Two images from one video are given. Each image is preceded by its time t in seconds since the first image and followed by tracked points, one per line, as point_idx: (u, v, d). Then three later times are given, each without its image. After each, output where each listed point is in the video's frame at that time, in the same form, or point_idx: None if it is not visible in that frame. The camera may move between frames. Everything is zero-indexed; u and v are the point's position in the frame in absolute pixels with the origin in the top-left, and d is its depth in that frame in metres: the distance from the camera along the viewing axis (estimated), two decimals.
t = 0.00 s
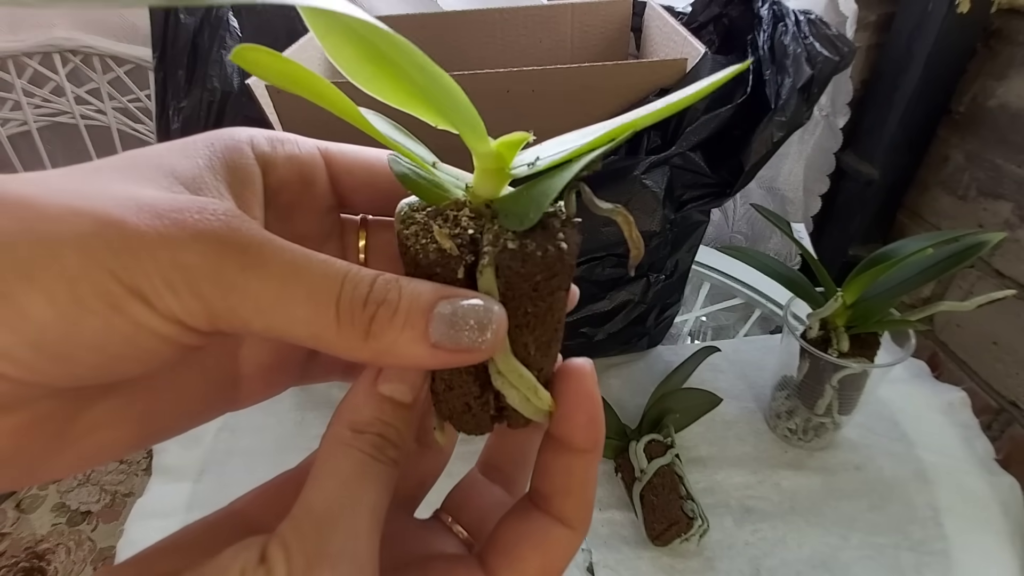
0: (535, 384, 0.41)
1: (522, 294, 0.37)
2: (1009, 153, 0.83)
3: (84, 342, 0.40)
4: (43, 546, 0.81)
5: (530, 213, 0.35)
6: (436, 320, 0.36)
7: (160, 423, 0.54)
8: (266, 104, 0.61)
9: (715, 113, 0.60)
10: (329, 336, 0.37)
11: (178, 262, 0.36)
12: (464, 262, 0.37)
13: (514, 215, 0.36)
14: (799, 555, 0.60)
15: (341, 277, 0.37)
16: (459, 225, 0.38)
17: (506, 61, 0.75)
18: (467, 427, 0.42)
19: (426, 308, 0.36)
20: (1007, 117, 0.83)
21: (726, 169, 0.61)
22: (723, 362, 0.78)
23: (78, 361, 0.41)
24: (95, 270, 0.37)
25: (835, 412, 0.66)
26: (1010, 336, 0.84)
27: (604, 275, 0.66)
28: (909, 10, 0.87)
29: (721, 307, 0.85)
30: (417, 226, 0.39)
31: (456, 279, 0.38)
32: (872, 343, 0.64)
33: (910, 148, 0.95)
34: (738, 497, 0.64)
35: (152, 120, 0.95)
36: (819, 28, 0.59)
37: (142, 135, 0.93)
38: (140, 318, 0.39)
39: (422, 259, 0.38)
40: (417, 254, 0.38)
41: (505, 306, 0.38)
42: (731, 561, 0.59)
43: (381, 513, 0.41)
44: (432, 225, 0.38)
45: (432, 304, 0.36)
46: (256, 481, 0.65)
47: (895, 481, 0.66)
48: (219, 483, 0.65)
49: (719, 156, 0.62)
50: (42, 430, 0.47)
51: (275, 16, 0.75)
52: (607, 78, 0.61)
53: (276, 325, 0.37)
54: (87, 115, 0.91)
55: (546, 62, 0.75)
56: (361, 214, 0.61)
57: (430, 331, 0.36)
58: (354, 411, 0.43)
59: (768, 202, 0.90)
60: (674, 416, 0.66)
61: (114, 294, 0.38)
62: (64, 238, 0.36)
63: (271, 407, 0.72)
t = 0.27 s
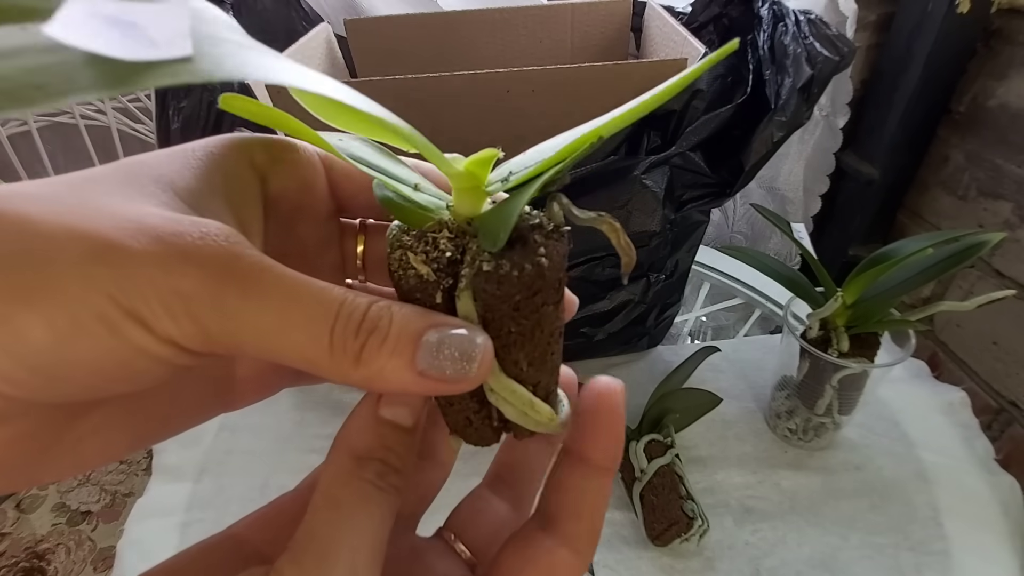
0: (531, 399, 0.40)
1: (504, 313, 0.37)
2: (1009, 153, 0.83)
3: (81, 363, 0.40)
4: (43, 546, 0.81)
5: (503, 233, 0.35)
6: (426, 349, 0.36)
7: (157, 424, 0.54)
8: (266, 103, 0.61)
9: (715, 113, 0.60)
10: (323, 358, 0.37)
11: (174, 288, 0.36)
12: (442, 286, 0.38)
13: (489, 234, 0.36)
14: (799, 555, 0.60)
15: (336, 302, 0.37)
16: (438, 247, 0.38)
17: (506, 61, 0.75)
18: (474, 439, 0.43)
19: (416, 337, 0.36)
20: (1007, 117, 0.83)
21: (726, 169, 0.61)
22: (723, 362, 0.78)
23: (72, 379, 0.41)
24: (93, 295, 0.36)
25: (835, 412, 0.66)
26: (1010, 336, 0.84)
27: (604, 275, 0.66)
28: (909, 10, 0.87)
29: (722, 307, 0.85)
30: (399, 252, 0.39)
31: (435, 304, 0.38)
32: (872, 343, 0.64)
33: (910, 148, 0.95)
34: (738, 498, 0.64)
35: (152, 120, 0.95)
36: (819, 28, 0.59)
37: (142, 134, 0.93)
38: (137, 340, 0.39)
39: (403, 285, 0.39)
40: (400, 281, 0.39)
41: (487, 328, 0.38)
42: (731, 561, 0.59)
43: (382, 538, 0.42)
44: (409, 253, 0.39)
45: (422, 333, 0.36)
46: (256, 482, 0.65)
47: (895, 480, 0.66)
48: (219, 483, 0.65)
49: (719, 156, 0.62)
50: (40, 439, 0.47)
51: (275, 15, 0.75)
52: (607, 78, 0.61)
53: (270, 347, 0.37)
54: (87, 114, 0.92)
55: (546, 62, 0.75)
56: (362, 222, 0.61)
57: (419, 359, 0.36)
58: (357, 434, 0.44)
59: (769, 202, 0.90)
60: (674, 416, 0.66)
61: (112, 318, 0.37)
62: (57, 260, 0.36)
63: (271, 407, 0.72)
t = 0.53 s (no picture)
0: (526, 386, 0.39)
1: (495, 326, 0.38)
2: (1009, 153, 0.83)
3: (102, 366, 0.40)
4: (43, 546, 0.81)
5: (487, 261, 0.34)
6: (424, 359, 0.37)
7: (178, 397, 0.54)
8: (266, 104, 0.61)
9: (715, 113, 0.60)
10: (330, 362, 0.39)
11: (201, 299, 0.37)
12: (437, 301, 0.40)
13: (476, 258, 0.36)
14: (799, 555, 0.60)
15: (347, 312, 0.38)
16: (429, 262, 0.39)
17: (506, 61, 0.75)
18: (478, 408, 0.44)
19: (415, 348, 0.38)
20: (1007, 117, 0.83)
21: (726, 169, 0.61)
22: (723, 362, 0.78)
23: (95, 378, 0.41)
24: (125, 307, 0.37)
25: (835, 412, 0.66)
26: (1010, 336, 0.84)
27: (604, 275, 0.66)
28: (909, 10, 0.87)
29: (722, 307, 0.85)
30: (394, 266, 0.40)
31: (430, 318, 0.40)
32: (872, 343, 0.64)
33: (909, 148, 0.95)
34: (738, 498, 0.64)
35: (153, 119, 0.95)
36: (819, 28, 0.59)
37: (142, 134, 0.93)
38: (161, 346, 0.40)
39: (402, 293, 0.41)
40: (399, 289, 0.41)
41: (480, 340, 0.38)
42: (731, 561, 0.59)
43: None
44: (402, 273, 0.40)
45: (420, 343, 0.38)
46: (256, 482, 0.65)
47: (895, 480, 0.66)
48: (219, 483, 0.64)
49: (719, 156, 0.62)
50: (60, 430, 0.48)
51: (275, 15, 0.74)
52: (607, 78, 0.60)
53: (285, 352, 0.39)
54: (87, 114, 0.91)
55: (546, 62, 0.75)
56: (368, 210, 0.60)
57: (417, 367, 0.38)
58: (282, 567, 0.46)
59: (768, 202, 0.91)
60: (674, 416, 0.66)
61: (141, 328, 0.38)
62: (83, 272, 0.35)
63: (271, 407, 0.72)
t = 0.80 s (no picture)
0: (545, 363, 0.38)
1: (512, 316, 0.37)
2: (1008, 153, 0.83)
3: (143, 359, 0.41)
4: (43, 546, 0.81)
5: (499, 262, 0.33)
6: (441, 349, 0.38)
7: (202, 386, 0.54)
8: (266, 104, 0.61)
9: (715, 113, 0.60)
10: (352, 351, 0.40)
11: (229, 298, 0.38)
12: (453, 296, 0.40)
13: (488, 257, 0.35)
14: (799, 555, 0.60)
15: (369, 305, 0.39)
16: (445, 256, 0.38)
17: (505, 61, 0.75)
18: (499, 379, 0.43)
19: (434, 341, 0.38)
20: (1007, 117, 0.83)
21: (726, 169, 0.62)
22: (723, 362, 0.78)
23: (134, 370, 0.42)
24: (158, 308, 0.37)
25: (835, 412, 0.66)
26: (1010, 336, 0.84)
27: (604, 275, 0.66)
28: (909, 11, 0.87)
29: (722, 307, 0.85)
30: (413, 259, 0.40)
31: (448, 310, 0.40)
32: (872, 343, 0.64)
33: (910, 148, 0.95)
34: (738, 498, 0.64)
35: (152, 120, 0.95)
36: (819, 28, 0.59)
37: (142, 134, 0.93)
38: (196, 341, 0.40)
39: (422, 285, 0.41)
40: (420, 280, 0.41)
41: (498, 329, 0.38)
42: (730, 561, 0.59)
43: None
44: (420, 267, 0.40)
45: (439, 336, 0.38)
46: (256, 482, 0.65)
47: (895, 480, 0.66)
48: (219, 483, 0.65)
49: (719, 156, 0.62)
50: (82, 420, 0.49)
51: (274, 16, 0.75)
52: (606, 79, 0.60)
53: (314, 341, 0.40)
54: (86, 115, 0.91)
55: (546, 62, 0.76)
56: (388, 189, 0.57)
57: (434, 356, 0.38)
58: None
59: (768, 202, 0.91)
60: (674, 416, 0.66)
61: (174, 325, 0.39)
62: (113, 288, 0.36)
63: (271, 407, 0.72)
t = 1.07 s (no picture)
0: (527, 387, 0.39)
1: (492, 353, 0.39)
2: (1008, 153, 0.83)
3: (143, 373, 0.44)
4: (43, 546, 0.81)
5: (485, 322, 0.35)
6: (423, 396, 0.42)
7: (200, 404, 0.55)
8: (267, 104, 0.61)
9: (714, 113, 0.60)
10: (349, 386, 0.46)
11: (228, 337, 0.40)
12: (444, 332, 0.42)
13: (470, 306, 0.37)
14: (799, 555, 0.60)
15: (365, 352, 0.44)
16: (429, 297, 0.40)
17: (506, 61, 0.75)
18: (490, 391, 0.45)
19: (419, 384, 0.43)
20: (1007, 117, 0.83)
21: (725, 169, 0.62)
22: (723, 362, 0.78)
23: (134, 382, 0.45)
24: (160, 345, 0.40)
25: (835, 412, 0.66)
26: (1010, 336, 0.84)
27: (604, 275, 0.66)
28: (909, 11, 0.87)
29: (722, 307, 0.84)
30: (399, 298, 0.42)
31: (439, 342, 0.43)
32: (872, 343, 0.64)
33: (909, 148, 0.95)
34: (738, 498, 0.64)
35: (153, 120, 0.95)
36: (819, 28, 0.60)
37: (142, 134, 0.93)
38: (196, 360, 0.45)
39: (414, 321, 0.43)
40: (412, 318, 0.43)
41: (480, 365, 0.40)
42: (731, 561, 0.59)
43: None
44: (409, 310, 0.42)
45: (423, 381, 0.42)
46: (256, 482, 0.65)
47: (895, 481, 0.66)
48: (219, 483, 0.64)
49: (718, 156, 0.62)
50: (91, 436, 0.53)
51: (275, 16, 0.75)
52: (606, 78, 0.60)
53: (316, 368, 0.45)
54: (87, 115, 0.91)
55: (546, 62, 0.76)
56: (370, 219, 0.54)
57: (418, 399, 0.42)
58: None
59: (768, 202, 0.91)
60: (674, 416, 0.66)
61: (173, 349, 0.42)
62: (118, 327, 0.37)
63: (272, 406, 0.72)
